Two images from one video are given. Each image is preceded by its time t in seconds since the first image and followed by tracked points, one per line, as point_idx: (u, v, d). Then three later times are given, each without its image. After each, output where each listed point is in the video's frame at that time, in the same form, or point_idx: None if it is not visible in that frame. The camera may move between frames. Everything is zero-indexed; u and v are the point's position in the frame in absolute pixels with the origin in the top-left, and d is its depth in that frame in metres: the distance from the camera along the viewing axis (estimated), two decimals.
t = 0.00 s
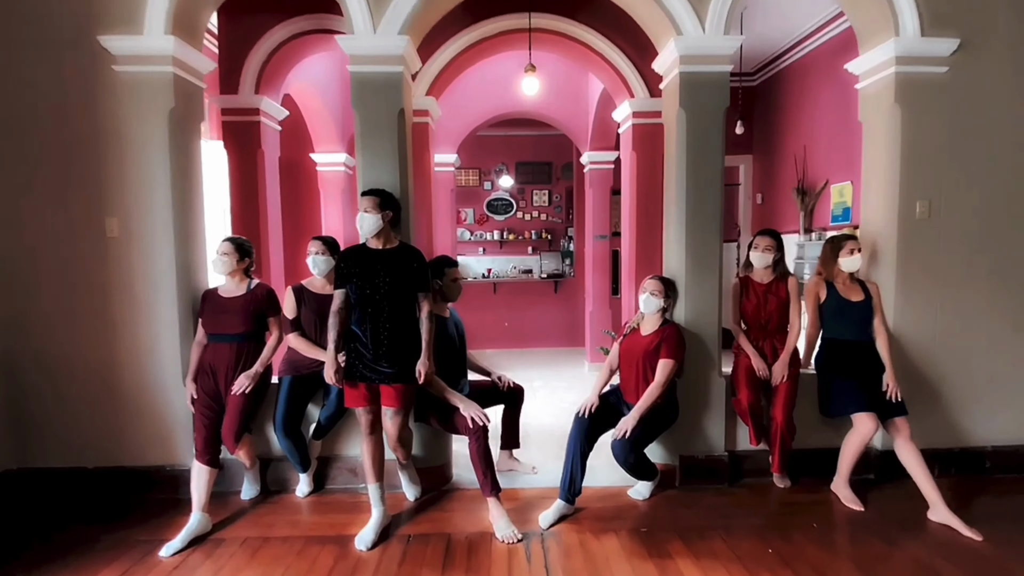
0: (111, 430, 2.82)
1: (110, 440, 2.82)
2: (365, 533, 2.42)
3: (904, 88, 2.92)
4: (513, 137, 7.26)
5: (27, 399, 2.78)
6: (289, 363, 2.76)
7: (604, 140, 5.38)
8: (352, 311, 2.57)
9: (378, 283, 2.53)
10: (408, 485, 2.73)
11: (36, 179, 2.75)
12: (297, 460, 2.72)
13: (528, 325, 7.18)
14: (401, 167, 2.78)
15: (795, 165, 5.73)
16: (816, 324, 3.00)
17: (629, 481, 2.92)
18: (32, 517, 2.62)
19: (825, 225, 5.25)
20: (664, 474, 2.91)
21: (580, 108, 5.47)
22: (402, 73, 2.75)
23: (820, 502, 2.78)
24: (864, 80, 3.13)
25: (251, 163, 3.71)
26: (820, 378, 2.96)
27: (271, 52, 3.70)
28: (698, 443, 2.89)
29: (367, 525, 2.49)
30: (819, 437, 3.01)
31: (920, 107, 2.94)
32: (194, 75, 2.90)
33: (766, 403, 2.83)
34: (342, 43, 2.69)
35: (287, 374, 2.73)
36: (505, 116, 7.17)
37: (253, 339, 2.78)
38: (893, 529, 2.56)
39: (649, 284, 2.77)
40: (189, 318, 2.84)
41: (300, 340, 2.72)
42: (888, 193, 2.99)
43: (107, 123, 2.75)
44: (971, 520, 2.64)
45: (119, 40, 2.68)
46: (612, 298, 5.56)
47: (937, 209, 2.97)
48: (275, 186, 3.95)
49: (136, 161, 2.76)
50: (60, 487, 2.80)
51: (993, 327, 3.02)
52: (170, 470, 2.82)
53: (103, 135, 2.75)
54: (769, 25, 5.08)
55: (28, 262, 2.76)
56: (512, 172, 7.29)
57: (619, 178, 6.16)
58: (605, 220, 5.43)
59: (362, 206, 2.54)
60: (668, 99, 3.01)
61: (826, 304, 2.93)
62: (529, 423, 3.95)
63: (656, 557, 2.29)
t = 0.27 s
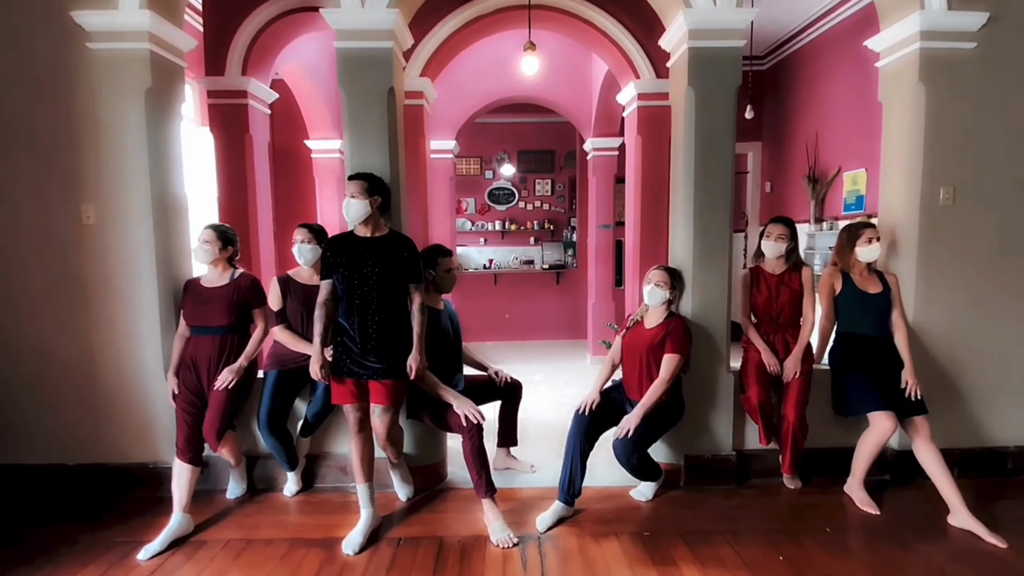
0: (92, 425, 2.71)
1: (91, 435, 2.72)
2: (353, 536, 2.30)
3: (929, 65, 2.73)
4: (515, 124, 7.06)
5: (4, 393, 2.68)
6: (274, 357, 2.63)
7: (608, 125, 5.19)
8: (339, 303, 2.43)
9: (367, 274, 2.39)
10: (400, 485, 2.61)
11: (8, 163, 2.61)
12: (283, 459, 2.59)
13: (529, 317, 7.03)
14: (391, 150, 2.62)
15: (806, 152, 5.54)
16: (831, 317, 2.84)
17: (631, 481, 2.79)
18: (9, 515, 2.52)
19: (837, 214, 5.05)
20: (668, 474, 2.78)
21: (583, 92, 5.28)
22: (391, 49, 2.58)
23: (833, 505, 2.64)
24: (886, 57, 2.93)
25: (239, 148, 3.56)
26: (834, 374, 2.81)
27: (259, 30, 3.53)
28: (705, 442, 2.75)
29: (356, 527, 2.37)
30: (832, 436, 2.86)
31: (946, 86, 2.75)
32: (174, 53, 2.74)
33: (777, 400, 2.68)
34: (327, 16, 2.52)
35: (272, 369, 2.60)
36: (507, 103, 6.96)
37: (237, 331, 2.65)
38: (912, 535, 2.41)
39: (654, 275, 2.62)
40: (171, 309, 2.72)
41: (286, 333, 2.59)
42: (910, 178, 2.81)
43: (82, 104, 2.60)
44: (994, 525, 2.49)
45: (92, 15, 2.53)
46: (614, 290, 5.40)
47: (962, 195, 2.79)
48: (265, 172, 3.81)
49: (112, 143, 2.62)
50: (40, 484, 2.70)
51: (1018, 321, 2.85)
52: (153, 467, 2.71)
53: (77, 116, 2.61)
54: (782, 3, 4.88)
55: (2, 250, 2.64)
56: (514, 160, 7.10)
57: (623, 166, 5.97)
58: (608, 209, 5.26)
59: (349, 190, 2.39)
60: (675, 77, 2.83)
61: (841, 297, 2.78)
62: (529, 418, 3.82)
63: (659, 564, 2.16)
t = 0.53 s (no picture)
0: (67, 423, 2.58)
1: (66, 433, 2.58)
2: (339, 543, 2.16)
3: (960, 38, 2.52)
4: (516, 110, 6.84)
5: None
6: (257, 352, 2.48)
7: (612, 110, 4.99)
8: (323, 295, 2.27)
9: (352, 264, 2.22)
10: (392, 487, 2.47)
11: None
12: (267, 460, 2.45)
13: (530, 310, 6.86)
14: (380, 131, 2.45)
15: (818, 137, 5.33)
16: (850, 311, 2.66)
17: (636, 483, 2.64)
18: None
19: (851, 202, 4.85)
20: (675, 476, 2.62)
21: (587, 75, 5.06)
22: (379, 21, 2.39)
23: (851, 510, 2.48)
24: (912, 30, 2.72)
25: (223, 132, 3.39)
26: (852, 371, 2.64)
27: (244, 6, 3.34)
28: (714, 443, 2.59)
29: (342, 534, 2.23)
30: (849, 437, 2.70)
31: (978, 62, 2.54)
32: (148, 27, 2.56)
33: (792, 398, 2.51)
34: None
35: (254, 365, 2.45)
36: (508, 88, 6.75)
37: (217, 325, 2.50)
38: (936, 543, 2.25)
39: (661, 264, 2.44)
40: (148, 301, 2.57)
41: (268, 326, 2.43)
42: (937, 161, 2.61)
43: (49, 82, 2.44)
44: None
45: None
46: (618, 281, 5.23)
47: (993, 180, 2.59)
48: (252, 158, 3.64)
49: (83, 124, 2.46)
50: (13, 484, 2.58)
51: None
52: (132, 467, 2.58)
53: (45, 96, 2.44)
54: None
55: None
56: (515, 148, 6.90)
57: (628, 153, 5.77)
58: (612, 197, 5.07)
59: (333, 173, 2.22)
60: (685, 51, 2.63)
61: (861, 289, 2.60)
62: (529, 415, 3.67)
63: None
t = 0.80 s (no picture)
0: (39, 426, 2.43)
1: (38, 436, 2.44)
2: (324, 557, 2.00)
3: (999, 9, 2.31)
4: (518, 97, 6.62)
5: None
6: (237, 351, 2.32)
7: (617, 95, 4.77)
8: (306, 290, 2.09)
9: (336, 257, 2.04)
10: (382, 495, 2.32)
11: None
12: (249, 466, 2.30)
13: (532, 303, 6.69)
14: (366, 113, 2.26)
15: (832, 123, 5.12)
16: (874, 306, 2.48)
17: (643, 490, 2.48)
18: None
19: (867, 190, 4.64)
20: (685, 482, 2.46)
21: (591, 57, 4.84)
22: None
23: (874, 519, 2.31)
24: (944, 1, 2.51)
25: (206, 117, 3.20)
26: (876, 371, 2.46)
27: None
28: (726, 448, 2.43)
29: (329, 547, 2.08)
30: (870, 441, 2.53)
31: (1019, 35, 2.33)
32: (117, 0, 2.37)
33: (811, 401, 2.34)
34: None
35: (235, 365, 2.29)
36: (509, 74, 6.52)
37: (195, 322, 2.34)
38: (968, 557, 2.09)
39: (671, 257, 2.26)
40: (122, 297, 2.40)
41: (248, 324, 2.27)
42: (972, 145, 2.41)
43: (11, 60, 2.26)
44: None
45: None
46: (623, 273, 5.05)
47: None
48: (238, 145, 3.46)
49: (47, 106, 2.28)
50: None
51: None
52: (108, 472, 2.43)
53: (6, 75, 2.26)
54: None
55: None
56: (517, 136, 6.69)
57: (633, 140, 5.56)
58: (617, 186, 4.87)
59: (314, 158, 2.04)
60: (698, 25, 2.43)
61: (886, 284, 2.42)
62: (530, 414, 3.51)
63: None
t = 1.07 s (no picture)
0: (14, 428, 2.30)
1: (13, 439, 2.31)
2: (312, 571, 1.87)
3: None
4: (519, 84, 6.42)
5: None
6: (220, 350, 2.17)
7: (623, 79, 4.58)
8: (290, 285, 1.94)
9: (321, 248, 1.88)
10: (375, 502, 2.18)
11: None
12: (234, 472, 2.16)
13: (534, 296, 6.53)
14: (354, 94, 2.09)
15: (846, 109, 4.93)
16: (900, 301, 2.31)
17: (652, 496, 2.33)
18: None
19: (882, 179, 4.46)
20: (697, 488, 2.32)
21: (595, 40, 4.64)
22: None
23: (899, 528, 2.17)
24: None
25: (191, 101, 3.03)
26: (901, 370, 2.31)
27: None
28: (741, 451, 2.28)
29: (318, 558, 1.95)
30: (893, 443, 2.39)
31: None
32: None
33: (832, 402, 2.19)
34: None
35: (217, 365, 2.15)
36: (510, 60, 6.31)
37: (175, 319, 2.20)
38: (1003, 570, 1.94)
39: (683, 248, 2.11)
40: (97, 292, 2.26)
41: (231, 321, 2.12)
42: (1008, 126, 2.23)
43: None
44: None
45: None
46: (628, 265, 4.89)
47: None
48: (225, 131, 3.29)
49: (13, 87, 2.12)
50: None
51: None
52: (87, 477, 2.30)
53: None
54: None
55: None
56: (518, 125, 6.49)
57: (639, 128, 5.37)
58: (622, 175, 4.69)
59: (297, 142, 1.88)
60: None
61: (913, 277, 2.26)
62: (532, 413, 3.37)
63: None
